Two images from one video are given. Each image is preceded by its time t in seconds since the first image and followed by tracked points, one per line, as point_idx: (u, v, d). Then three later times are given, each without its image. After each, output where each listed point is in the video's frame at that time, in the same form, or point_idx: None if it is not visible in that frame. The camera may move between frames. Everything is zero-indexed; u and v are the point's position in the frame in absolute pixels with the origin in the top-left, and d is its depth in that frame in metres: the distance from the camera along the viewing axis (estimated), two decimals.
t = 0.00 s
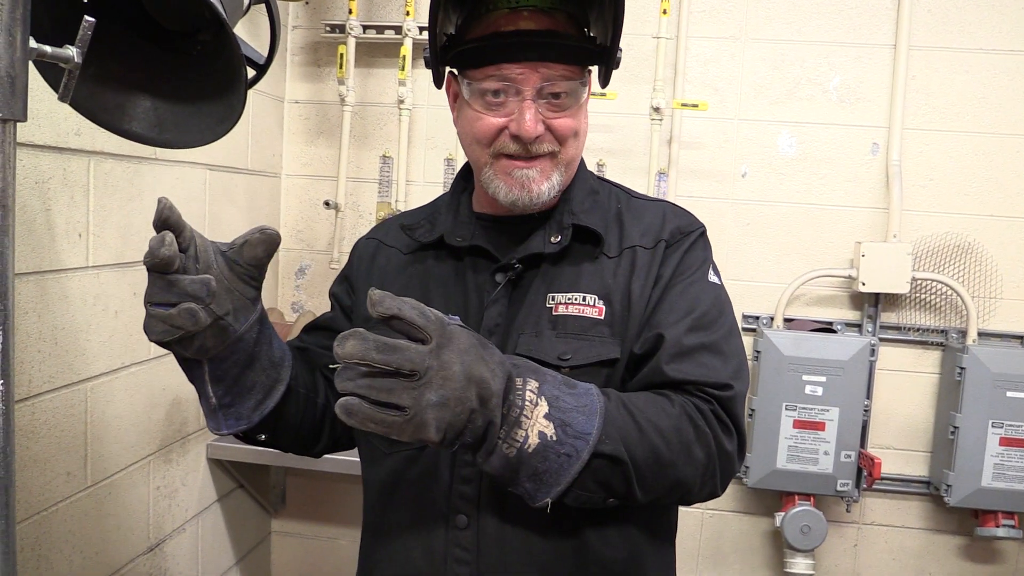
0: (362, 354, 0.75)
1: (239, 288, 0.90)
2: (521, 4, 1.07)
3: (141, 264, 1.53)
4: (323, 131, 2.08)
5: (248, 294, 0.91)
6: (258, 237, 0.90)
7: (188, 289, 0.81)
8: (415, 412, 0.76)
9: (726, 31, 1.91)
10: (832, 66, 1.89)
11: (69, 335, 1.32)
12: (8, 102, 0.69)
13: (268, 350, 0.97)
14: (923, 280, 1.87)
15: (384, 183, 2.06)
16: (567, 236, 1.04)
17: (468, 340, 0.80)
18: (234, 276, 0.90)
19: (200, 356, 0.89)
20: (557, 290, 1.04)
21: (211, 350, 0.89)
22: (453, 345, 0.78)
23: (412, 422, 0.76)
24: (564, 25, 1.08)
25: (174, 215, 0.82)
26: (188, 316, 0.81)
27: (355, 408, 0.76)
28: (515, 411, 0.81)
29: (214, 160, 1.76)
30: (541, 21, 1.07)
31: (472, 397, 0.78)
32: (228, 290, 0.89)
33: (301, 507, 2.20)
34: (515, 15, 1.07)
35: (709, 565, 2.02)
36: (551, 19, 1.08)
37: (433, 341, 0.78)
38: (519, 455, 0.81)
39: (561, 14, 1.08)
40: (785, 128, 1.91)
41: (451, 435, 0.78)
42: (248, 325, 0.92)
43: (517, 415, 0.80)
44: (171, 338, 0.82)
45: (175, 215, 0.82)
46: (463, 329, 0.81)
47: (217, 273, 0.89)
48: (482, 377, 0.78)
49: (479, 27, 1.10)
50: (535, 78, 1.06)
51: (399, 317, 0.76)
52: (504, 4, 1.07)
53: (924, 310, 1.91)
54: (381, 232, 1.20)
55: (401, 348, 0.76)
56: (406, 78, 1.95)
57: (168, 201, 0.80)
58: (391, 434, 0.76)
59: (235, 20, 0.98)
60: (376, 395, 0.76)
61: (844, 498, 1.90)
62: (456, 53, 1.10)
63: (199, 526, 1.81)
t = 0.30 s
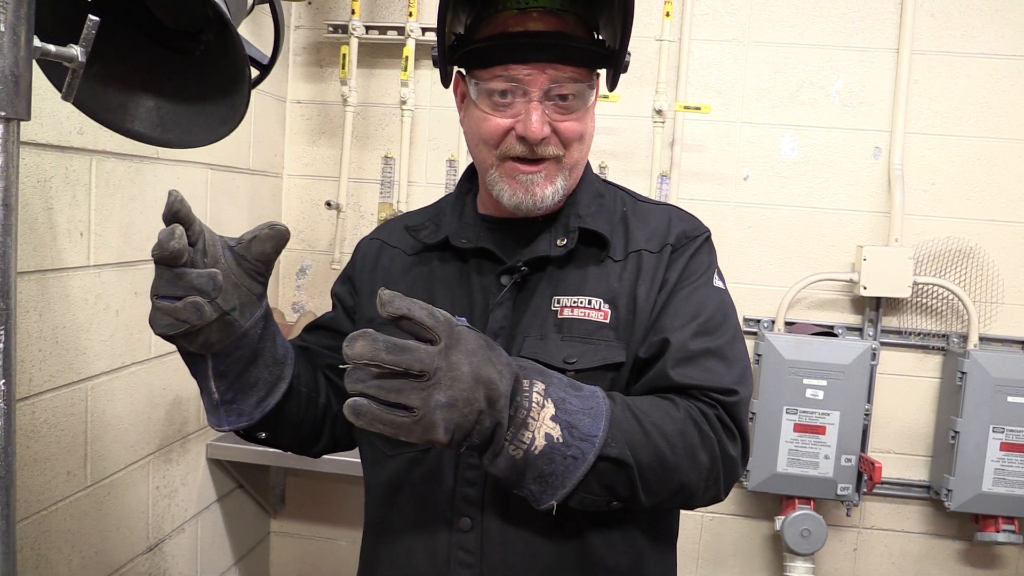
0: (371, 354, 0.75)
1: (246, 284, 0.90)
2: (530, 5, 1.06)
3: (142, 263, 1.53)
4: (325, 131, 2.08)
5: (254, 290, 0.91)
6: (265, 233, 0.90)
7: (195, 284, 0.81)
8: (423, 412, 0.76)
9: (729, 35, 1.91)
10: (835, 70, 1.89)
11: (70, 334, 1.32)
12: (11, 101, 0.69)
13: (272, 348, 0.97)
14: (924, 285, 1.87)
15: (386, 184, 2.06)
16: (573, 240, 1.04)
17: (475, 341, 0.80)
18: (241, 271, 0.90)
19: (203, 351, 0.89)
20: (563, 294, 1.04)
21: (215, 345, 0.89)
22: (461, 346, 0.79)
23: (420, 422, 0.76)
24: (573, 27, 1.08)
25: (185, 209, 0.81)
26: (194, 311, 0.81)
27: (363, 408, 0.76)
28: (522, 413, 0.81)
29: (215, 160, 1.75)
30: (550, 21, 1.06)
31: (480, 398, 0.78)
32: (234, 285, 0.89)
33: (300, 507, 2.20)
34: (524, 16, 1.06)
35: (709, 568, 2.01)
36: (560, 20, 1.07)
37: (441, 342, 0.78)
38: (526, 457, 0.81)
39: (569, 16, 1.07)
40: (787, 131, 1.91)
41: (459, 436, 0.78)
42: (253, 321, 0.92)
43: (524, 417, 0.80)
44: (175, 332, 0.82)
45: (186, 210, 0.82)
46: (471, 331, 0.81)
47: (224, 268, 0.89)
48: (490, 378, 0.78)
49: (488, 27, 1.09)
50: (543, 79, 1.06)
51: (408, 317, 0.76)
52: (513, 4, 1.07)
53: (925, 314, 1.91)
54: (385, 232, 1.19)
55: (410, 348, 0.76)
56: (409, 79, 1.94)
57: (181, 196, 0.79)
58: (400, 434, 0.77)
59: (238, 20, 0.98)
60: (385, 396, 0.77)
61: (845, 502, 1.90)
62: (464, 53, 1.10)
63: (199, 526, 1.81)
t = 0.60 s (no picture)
0: (372, 356, 0.75)
1: (247, 288, 0.90)
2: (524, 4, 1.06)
3: (141, 265, 1.52)
4: (324, 133, 2.08)
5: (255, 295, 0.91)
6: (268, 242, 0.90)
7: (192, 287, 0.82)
8: (424, 412, 0.76)
9: (728, 35, 1.91)
10: (833, 70, 1.89)
11: (70, 336, 1.31)
12: (11, 103, 0.69)
13: (273, 350, 0.97)
14: (924, 284, 1.87)
15: (385, 186, 2.06)
16: (573, 240, 1.04)
17: (476, 342, 0.80)
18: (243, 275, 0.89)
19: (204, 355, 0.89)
20: (563, 295, 1.03)
21: (215, 349, 0.89)
22: (461, 347, 0.78)
23: (421, 422, 0.76)
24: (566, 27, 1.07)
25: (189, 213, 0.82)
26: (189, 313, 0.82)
27: (365, 409, 0.76)
28: (522, 412, 0.80)
29: (215, 162, 1.75)
30: (543, 20, 1.06)
31: (481, 398, 0.78)
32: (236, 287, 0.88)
33: (300, 509, 2.20)
34: (518, 15, 1.06)
35: (710, 568, 2.01)
36: (553, 19, 1.06)
37: (441, 342, 0.78)
38: (526, 457, 0.80)
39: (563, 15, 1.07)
40: (786, 131, 1.91)
41: (461, 436, 0.78)
42: (253, 326, 0.91)
43: (524, 416, 0.80)
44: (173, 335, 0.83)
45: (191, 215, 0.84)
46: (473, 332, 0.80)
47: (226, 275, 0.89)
48: (491, 377, 0.78)
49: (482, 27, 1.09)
50: (535, 77, 1.05)
51: (407, 317, 0.76)
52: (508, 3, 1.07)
53: (925, 314, 1.91)
54: (385, 233, 1.19)
55: (411, 349, 0.76)
56: (408, 80, 1.95)
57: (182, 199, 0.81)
58: (402, 435, 0.76)
59: (238, 21, 0.98)
60: (385, 397, 0.76)
61: (846, 502, 1.89)
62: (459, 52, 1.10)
63: (199, 528, 1.81)
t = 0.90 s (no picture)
0: (370, 374, 0.72)
1: (242, 218, 0.84)
2: None
3: (141, 268, 1.52)
4: (324, 135, 2.08)
5: (246, 224, 0.84)
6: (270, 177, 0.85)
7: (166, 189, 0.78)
8: (432, 425, 0.74)
9: (726, 35, 1.91)
10: (832, 69, 1.89)
11: (70, 339, 1.31)
12: (11, 106, 0.69)
13: (253, 291, 0.91)
14: (923, 283, 1.87)
15: (384, 188, 2.06)
16: (571, 243, 1.04)
17: (475, 351, 0.78)
18: (238, 208, 0.84)
19: (185, 270, 0.84)
20: (566, 298, 1.04)
21: (197, 268, 0.83)
22: (460, 356, 0.76)
23: (430, 436, 0.73)
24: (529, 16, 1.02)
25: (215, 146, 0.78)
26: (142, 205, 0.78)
27: (372, 433, 0.73)
28: (526, 423, 0.81)
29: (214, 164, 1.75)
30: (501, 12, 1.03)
31: (480, 407, 0.77)
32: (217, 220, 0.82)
33: (300, 511, 2.20)
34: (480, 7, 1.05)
35: (711, 568, 2.01)
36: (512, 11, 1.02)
37: (436, 355, 0.75)
38: (529, 466, 0.82)
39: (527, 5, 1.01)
40: (785, 131, 1.91)
41: (462, 444, 0.77)
42: (238, 255, 0.85)
43: (528, 427, 0.81)
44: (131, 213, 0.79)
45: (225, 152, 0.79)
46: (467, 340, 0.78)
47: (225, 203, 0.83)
48: (490, 384, 0.77)
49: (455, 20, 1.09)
50: (479, 65, 1.03)
51: (399, 333, 0.73)
52: None
53: (925, 313, 1.91)
54: (389, 231, 1.19)
55: (407, 364, 0.73)
56: (407, 82, 1.95)
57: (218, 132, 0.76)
58: (415, 452, 0.73)
59: (236, 23, 0.98)
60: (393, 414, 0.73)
61: (847, 501, 1.89)
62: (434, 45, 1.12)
63: (199, 531, 1.80)
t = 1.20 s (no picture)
0: (377, 403, 0.73)
1: (228, 165, 0.89)
2: None
3: (141, 270, 1.52)
4: (324, 136, 2.08)
5: (232, 170, 0.89)
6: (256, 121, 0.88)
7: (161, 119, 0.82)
8: (442, 449, 0.74)
9: (726, 37, 1.91)
10: (831, 71, 1.89)
11: (70, 341, 1.31)
12: (11, 110, 0.69)
13: (231, 244, 0.92)
14: (923, 284, 1.87)
15: (384, 190, 2.06)
16: (561, 244, 1.05)
17: (484, 375, 0.78)
18: (225, 154, 0.89)
19: (165, 203, 0.89)
20: (559, 301, 1.04)
21: (177, 204, 0.88)
22: (469, 381, 0.77)
23: (440, 461, 0.74)
24: (529, 17, 1.01)
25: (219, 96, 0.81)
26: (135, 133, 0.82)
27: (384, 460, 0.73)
28: (535, 446, 0.82)
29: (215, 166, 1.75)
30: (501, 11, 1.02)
31: (489, 431, 0.78)
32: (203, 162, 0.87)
33: (300, 513, 2.19)
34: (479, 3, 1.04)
35: (711, 570, 2.01)
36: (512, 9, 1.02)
37: (444, 382, 0.76)
38: (539, 487, 0.83)
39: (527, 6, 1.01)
40: (785, 132, 1.92)
41: (473, 468, 0.78)
42: (221, 200, 0.90)
43: (537, 450, 0.82)
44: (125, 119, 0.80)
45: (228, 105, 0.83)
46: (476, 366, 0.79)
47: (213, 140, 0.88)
48: (498, 410, 0.78)
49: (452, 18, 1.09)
50: (481, 63, 1.02)
51: (405, 362, 0.75)
52: None
53: (925, 314, 1.91)
54: (379, 233, 1.19)
55: (413, 392, 0.74)
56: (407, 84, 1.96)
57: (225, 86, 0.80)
58: (427, 477, 0.74)
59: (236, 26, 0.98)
60: (403, 440, 0.74)
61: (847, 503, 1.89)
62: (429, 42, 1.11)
63: (199, 533, 1.80)
